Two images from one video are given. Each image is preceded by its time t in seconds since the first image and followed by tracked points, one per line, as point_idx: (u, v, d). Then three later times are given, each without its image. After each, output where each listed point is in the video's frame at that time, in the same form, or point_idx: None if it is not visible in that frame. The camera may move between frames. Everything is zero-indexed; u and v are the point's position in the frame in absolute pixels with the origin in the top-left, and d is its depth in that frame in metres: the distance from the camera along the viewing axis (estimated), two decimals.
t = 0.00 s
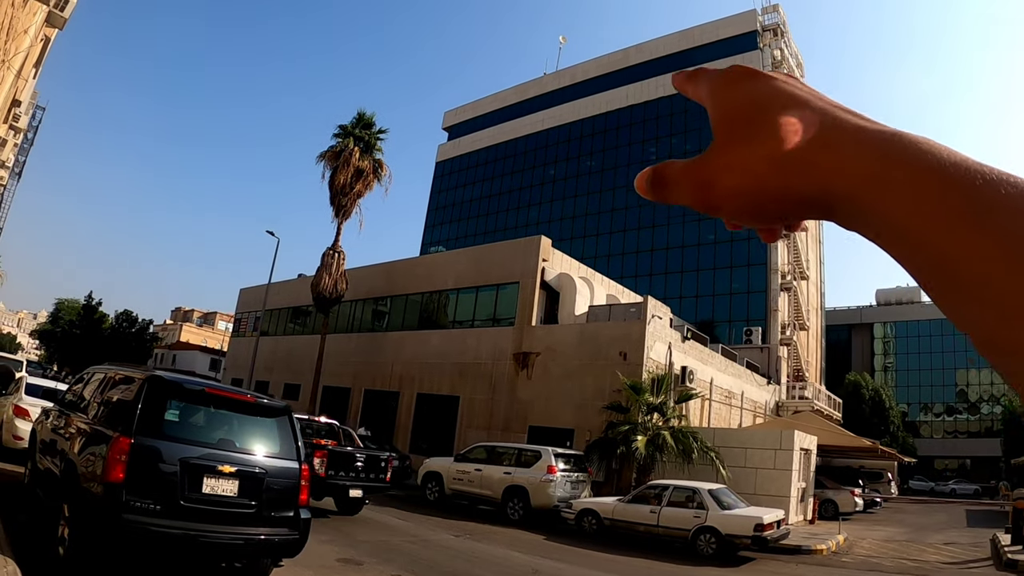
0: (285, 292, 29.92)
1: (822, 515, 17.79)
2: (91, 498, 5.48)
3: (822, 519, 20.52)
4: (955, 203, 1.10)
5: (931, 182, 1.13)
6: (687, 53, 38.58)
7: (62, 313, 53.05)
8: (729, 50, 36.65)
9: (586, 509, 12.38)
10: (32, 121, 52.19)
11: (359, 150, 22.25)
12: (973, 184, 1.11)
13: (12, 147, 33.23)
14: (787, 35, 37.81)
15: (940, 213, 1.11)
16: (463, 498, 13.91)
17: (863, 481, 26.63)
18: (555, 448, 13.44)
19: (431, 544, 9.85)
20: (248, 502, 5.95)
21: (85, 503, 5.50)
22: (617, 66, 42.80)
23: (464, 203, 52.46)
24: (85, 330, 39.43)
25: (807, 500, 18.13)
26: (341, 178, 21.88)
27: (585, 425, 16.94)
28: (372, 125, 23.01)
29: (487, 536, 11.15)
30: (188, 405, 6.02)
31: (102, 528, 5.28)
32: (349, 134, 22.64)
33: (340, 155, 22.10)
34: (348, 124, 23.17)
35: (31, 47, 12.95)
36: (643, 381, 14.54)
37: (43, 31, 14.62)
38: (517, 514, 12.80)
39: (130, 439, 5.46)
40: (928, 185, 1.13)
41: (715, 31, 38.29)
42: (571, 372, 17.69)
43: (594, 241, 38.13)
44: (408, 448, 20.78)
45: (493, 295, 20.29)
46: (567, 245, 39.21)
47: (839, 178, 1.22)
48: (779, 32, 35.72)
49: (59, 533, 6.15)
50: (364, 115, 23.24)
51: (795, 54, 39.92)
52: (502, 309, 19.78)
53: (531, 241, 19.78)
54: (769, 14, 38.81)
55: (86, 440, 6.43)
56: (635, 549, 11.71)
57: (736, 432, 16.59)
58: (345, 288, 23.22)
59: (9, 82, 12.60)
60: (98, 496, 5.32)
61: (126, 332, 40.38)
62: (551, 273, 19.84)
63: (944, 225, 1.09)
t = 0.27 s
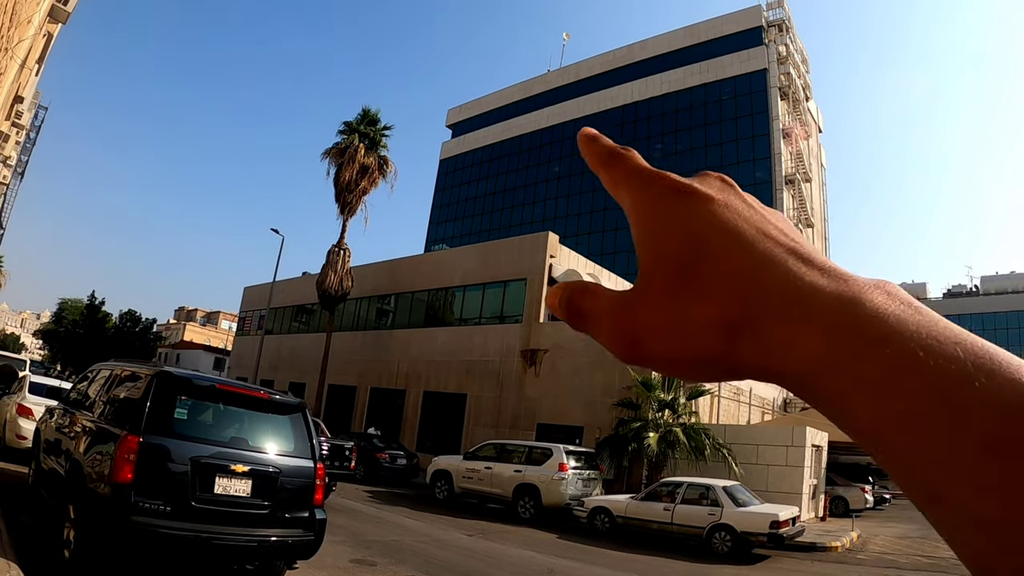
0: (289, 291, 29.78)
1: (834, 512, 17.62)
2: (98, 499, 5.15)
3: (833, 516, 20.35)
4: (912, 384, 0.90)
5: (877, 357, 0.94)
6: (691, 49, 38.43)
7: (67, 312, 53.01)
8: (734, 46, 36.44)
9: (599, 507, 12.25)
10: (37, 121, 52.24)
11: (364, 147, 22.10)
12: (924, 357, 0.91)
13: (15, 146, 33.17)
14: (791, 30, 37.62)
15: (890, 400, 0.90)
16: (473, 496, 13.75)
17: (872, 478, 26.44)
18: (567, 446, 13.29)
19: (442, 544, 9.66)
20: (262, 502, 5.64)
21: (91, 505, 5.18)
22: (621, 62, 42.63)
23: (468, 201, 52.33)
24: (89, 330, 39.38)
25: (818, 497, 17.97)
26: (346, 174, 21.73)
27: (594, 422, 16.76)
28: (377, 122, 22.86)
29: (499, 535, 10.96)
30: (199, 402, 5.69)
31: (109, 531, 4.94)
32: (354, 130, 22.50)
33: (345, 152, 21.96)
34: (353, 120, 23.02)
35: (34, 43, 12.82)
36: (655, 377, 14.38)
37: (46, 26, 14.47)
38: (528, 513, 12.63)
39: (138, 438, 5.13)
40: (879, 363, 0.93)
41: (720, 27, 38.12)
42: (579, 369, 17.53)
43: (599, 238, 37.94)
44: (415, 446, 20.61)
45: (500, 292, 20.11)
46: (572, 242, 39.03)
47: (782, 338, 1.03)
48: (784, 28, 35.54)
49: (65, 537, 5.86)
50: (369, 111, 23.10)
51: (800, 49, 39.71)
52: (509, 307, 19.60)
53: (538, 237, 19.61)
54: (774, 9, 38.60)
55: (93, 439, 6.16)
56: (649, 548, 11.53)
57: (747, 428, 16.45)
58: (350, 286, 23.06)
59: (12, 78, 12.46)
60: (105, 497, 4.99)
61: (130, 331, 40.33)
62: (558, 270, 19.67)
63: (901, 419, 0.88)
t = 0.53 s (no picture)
0: (294, 289, 29.63)
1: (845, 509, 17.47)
2: (105, 507, 4.80)
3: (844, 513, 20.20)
4: (851, 406, 0.74)
5: (800, 383, 0.79)
6: (695, 44, 38.23)
7: (69, 312, 52.86)
8: (738, 41, 36.23)
9: (612, 505, 12.10)
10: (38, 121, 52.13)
11: (368, 143, 21.91)
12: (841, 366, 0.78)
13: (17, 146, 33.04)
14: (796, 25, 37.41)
15: (820, 438, 0.74)
16: (484, 496, 13.57)
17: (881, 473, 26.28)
18: (579, 444, 13.11)
19: (457, 545, 9.50)
20: (278, 509, 5.28)
21: (98, 514, 4.83)
22: (625, 58, 42.46)
23: (471, 199, 52.14)
24: (92, 330, 39.28)
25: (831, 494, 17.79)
26: (351, 171, 21.53)
27: (603, 420, 16.60)
28: (382, 118, 22.67)
29: (512, 536, 10.76)
30: (211, 404, 5.37)
31: (116, 542, 4.59)
32: (358, 127, 22.30)
33: (350, 148, 21.77)
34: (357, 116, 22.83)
35: (37, 38, 12.63)
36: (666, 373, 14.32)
37: (48, 21, 14.27)
38: (539, 512, 12.44)
39: (148, 442, 4.79)
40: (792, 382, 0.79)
41: (724, 22, 37.92)
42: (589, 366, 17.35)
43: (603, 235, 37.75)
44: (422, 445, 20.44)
45: (507, 288, 19.92)
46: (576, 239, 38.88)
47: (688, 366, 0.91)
48: (789, 22, 35.34)
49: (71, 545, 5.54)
50: (374, 107, 22.91)
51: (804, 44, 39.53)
52: (517, 304, 19.43)
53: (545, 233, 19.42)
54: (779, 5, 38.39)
55: (99, 443, 5.85)
56: (664, 547, 11.35)
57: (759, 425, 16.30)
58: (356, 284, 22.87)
59: (14, 74, 12.27)
60: (112, 505, 4.64)
61: (133, 331, 40.24)
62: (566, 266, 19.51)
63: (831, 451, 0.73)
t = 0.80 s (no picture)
0: (297, 286, 29.50)
1: (854, 505, 17.37)
2: (115, 507, 4.62)
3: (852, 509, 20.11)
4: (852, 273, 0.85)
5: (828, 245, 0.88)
6: (699, 40, 38.06)
7: (71, 311, 52.73)
8: (743, 36, 36.06)
9: (623, 502, 12.00)
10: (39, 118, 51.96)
11: (372, 139, 21.78)
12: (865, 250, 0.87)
13: (17, 142, 32.87)
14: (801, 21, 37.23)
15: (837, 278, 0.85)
16: (493, 493, 13.47)
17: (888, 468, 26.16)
18: (589, 440, 13.00)
19: (470, 543, 9.39)
20: (295, 508, 5.12)
21: (108, 514, 4.65)
22: (628, 54, 42.29)
23: (473, 195, 51.97)
24: (93, 327, 39.13)
25: (840, 490, 17.69)
26: (355, 167, 21.41)
27: (610, 416, 16.50)
28: (386, 114, 22.53)
29: (524, 534, 10.66)
30: (224, 399, 5.19)
31: (127, 544, 4.41)
32: (362, 122, 22.17)
33: (354, 144, 21.63)
34: (361, 112, 22.68)
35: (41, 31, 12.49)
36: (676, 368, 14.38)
37: (51, 15, 14.12)
38: (550, 509, 12.36)
39: (160, 439, 4.63)
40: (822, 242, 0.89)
41: (727, 17, 37.74)
42: (596, 362, 17.23)
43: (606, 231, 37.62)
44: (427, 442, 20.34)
45: (513, 284, 19.81)
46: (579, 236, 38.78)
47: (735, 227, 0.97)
48: (793, 18, 35.19)
49: (79, 545, 5.36)
50: (378, 103, 22.76)
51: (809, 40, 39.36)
52: (523, 300, 19.32)
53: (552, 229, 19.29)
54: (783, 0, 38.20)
55: (107, 440, 5.65)
56: (677, 544, 11.25)
57: (768, 420, 16.21)
58: (360, 280, 22.74)
59: (16, 66, 12.10)
60: (123, 505, 4.47)
61: (134, 329, 40.12)
62: (572, 262, 19.36)
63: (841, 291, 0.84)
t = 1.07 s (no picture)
0: (301, 284, 29.33)
1: (866, 505, 17.24)
2: (129, 517, 4.36)
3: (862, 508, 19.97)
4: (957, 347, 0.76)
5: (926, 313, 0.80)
6: (704, 37, 37.85)
7: (73, 309, 52.56)
8: (748, 33, 35.83)
9: (637, 501, 11.86)
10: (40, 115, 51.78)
11: (378, 136, 21.58)
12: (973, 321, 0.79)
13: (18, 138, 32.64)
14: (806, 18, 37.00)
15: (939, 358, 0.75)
16: (504, 493, 13.32)
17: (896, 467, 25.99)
18: (602, 439, 12.83)
19: (485, 545, 9.23)
20: (319, 517, 4.86)
21: (122, 524, 4.39)
22: (632, 51, 42.09)
23: (476, 193, 51.73)
24: (95, 326, 38.92)
25: (851, 489, 17.53)
26: (360, 164, 21.23)
27: (620, 416, 16.34)
28: (391, 110, 22.33)
29: (539, 535, 10.52)
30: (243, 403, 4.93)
31: (142, 556, 4.14)
32: (368, 119, 21.97)
33: (359, 140, 21.44)
34: (367, 108, 22.48)
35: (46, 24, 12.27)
36: (688, 367, 14.24)
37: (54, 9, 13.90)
38: (563, 509, 12.28)
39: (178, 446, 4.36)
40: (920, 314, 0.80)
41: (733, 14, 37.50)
42: (606, 361, 17.06)
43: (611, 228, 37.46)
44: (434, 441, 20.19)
45: (521, 282, 19.63)
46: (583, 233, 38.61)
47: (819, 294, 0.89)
48: (799, 14, 34.96)
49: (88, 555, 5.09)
50: (383, 99, 22.55)
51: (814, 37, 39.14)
52: (531, 298, 19.15)
53: (560, 226, 19.11)
54: None
55: (113, 444, 5.31)
56: (693, 544, 11.11)
57: (780, 419, 16.09)
58: (366, 278, 22.55)
59: (19, 60, 11.90)
60: (139, 515, 4.21)
61: (136, 327, 39.92)
62: (581, 259, 19.18)
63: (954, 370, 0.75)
